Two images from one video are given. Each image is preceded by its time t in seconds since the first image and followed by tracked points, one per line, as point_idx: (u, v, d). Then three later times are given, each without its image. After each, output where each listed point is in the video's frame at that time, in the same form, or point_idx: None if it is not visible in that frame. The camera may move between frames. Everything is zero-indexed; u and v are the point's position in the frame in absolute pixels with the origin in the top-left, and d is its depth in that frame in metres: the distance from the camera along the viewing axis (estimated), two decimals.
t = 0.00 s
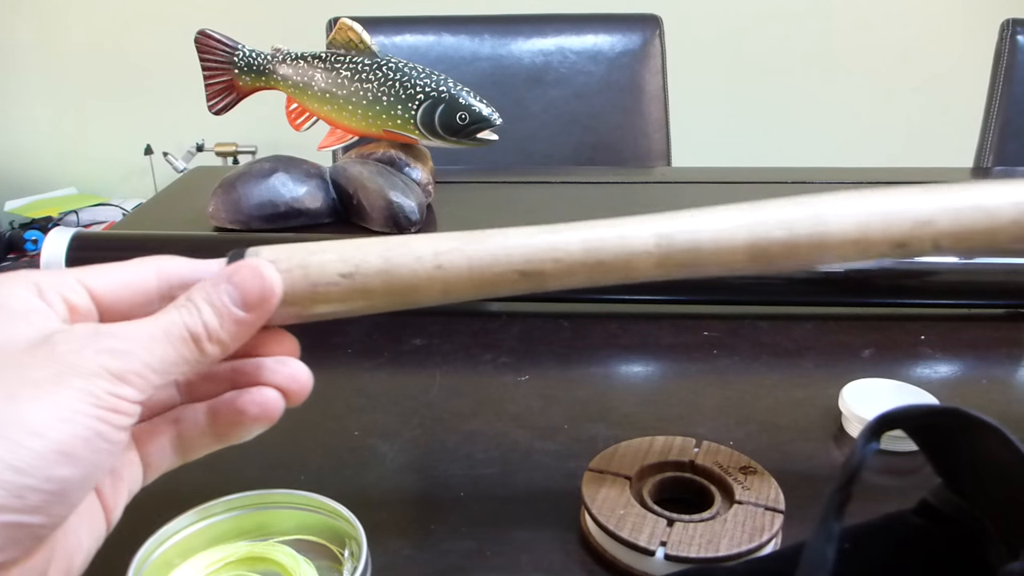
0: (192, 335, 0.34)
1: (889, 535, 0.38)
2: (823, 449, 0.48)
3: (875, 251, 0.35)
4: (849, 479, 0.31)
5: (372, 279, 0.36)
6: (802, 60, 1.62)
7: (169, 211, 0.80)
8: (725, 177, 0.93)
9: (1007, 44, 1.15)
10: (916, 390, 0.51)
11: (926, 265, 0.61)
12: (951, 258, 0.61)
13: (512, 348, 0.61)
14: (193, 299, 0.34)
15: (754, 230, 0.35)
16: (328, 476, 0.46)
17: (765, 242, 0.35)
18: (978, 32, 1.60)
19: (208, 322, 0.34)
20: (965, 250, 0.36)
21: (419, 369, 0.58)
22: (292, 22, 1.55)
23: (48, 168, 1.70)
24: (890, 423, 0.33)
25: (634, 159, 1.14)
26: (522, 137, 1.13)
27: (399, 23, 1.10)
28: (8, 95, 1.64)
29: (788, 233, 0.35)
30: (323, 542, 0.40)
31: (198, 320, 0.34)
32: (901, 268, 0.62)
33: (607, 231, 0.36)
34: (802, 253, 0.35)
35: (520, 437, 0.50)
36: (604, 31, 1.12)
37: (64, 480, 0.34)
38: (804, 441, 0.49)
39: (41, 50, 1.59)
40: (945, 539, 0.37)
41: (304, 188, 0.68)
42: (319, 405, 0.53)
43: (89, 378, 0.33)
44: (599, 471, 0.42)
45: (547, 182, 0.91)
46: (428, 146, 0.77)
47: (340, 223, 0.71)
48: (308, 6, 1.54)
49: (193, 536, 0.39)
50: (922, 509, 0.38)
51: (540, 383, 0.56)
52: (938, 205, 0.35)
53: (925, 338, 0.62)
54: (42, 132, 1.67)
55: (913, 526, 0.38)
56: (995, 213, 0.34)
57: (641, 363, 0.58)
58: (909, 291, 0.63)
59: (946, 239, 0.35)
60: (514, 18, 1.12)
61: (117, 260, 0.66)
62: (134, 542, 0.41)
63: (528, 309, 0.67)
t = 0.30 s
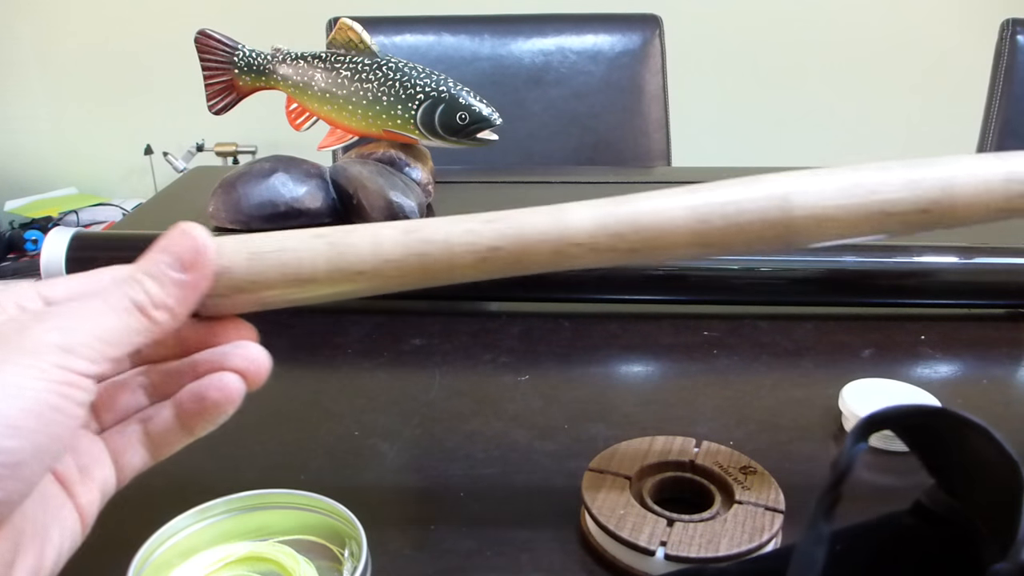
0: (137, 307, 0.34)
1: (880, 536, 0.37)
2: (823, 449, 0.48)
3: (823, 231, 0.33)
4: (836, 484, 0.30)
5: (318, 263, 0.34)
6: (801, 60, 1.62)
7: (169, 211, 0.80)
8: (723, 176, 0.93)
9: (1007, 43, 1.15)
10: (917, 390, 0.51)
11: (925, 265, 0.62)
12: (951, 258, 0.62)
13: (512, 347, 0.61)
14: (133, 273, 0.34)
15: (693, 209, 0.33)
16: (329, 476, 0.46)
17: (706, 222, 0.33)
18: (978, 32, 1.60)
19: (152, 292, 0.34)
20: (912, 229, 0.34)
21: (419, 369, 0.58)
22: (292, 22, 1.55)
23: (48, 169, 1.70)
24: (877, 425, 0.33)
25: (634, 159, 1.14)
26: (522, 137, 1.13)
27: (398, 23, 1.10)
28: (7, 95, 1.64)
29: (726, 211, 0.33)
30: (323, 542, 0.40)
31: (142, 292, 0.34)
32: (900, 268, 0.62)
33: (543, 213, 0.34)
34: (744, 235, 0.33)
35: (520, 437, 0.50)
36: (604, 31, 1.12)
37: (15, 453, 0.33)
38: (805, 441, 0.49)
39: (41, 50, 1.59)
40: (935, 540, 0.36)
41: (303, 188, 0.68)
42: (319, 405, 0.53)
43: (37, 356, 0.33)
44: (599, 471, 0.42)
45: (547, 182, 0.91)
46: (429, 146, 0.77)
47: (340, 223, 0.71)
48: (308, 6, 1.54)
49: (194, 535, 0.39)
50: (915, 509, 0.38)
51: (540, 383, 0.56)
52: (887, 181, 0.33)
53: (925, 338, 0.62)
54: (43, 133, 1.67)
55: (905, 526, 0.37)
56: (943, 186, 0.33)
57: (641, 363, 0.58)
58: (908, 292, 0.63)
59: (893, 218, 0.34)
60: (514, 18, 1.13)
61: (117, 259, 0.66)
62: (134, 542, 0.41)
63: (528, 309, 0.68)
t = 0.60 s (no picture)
0: None
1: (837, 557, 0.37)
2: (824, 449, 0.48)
3: (649, 228, 0.34)
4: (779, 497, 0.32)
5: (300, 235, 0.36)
6: (801, 60, 1.62)
7: (168, 211, 0.80)
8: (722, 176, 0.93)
9: (1007, 43, 1.15)
10: (917, 390, 0.51)
11: (924, 265, 0.62)
12: (951, 258, 0.62)
13: (512, 347, 0.61)
14: None
15: (495, 201, 0.35)
16: (329, 476, 0.46)
17: (508, 219, 0.34)
18: (978, 32, 1.60)
19: None
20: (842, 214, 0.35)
21: (419, 369, 0.57)
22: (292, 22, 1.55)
23: (48, 168, 1.70)
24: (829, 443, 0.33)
25: (634, 158, 1.14)
26: (522, 137, 1.13)
27: (398, 23, 1.10)
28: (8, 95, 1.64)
29: (527, 208, 0.34)
30: (322, 542, 0.40)
31: None
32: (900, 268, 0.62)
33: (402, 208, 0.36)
34: (549, 232, 0.34)
35: (520, 437, 0.50)
36: (604, 31, 1.12)
37: None
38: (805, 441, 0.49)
39: (41, 50, 1.59)
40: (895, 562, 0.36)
41: (303, 188, 0.68)
42: (318, 405, 0.53)
43: None
44: (599, 471, 0.42)
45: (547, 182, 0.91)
46: (430, 146, 0.77)
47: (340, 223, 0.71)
48: (308, 6, 1.54)
49: (194, 535, 0.39)
50: (873, 533, 0.37)
51: (540, 382, 0.56)
52: (709, 180, 0.33)
53: (925, 337, 0.62)
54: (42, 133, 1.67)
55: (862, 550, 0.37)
56: (768, 185, 0.33)
57: (641, 363, 0.58)
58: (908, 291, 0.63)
59: (720, 216, 0.34)
60: (514, 18, 1.13)
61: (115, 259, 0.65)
62: (134, 542, 0.41)
63: (528, 309, 0.68)
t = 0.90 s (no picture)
0: None
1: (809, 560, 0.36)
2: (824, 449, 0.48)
3: (578, 240, 0.36)
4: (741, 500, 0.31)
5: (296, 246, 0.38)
6: (801, 60, 1.62)
7: (167, 211, 0.80)
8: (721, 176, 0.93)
9: (1007, 43, 1.15)
10: (916, 390, 0.51)
11: (924, 265, 0.62)
12: (951, 258, 0.62)
13: (512, 347, 0.61)
14: None
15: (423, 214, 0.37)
16: (329, 476, 0.46)
17: (436, 229, 0.37)
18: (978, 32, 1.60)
19: None
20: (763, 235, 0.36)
21: (419, 370, 0.57)
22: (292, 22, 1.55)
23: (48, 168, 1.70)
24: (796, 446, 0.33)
25: (634, 159, 1.14)
26: (522, 136, 1.13)
27: (398, 23, 1.10)
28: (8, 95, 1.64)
29: (457, 218, 0.37)
30: (322, 542, 0.40)
31: None
32: (900, 267, 0.63)
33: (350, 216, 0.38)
34: (508, 246, 0.36)
35: (520, 437, 0.50)
36: (604, 31, 1.12)
37: None
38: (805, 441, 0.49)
39: (41, 50, 1.59)
40: (864, 569, 0.34)
41: (303, 188, 0.68)
42: (318, 405, 0.53)
43: None
44: (599, 471, 0.42)
45: (548, 182, 0.91)
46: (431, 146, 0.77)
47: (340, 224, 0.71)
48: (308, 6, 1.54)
49: (194, 535, 0.39)
50: (845, 538, 0.36)
51: (540, 382, 0.56)
52: (636, 200, 0.35)
53: (925, 337, 0.62)
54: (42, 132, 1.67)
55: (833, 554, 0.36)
56: (697, 202, 0.35)
57: (641, 363, 0.58)
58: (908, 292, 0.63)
59: (652, 230, 0.35)
60: (514, 18, 1.13)
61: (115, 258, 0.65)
62: (134, 542, 0.41)
63: (528, 309, 0.68)
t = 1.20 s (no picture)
0: None
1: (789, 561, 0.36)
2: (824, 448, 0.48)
3: (398, 250, 0.34)
4: (716, 505, 0.32)
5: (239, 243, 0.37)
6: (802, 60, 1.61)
7: (167, 211, 0.80)
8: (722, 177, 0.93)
9: (1008, 43, 1.15)
10: (917, 390, 0.51)
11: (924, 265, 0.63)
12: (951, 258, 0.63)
13: (512, 347, 0.61)
14: None
15: (267, 225, 0.36)
16: (328, 475, 0.46)
17: (276, 240, 0.36)
18: (978, 32, 1.60)
19: None
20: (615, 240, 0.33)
21: (419, 369, 0.57)
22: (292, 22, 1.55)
23: (48, 168, 1.70)
24: (774, 446, 0.33)
25: (635, 159, 1.14)
26: (522, 137, 1.13)
27: (398, 23, 1.10)
28: (8, 95, 1.64)
29: (298, 228, 0.36)
30: (323, 542, 0.40)
31: None
32: (900, 268, 0.63)
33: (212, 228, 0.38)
34: (343, 251, 0.35)
35: (520, 436, 0.50)
36: (604, 31, 1.12)
37: None
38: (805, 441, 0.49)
39: (42, 50, 1.59)
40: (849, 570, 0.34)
41: (303, 188, 0.68)
42: (318, 405, 0.53)
43: None
44: (599, 471, 0.42)
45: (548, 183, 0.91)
46: (432, 146, 0.77)
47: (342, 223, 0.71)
48: (309, 6, 1.54)
49: (194, 536, 0.39)
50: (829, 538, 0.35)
51: (540, 382, 0.56)
52: (452, 206, 0.34)
53: (926, 337, 0.62)
54: (42, 133, 1.67)
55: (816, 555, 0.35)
56: (518, 208, 0.33)
57: (641, 363, 0.58)
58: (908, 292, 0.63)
59: (478, 242, 0.34)
60: (514, 18, 1.13)
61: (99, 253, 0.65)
62: (134, 542, 0.41)
63: (528, 309, 0.68)
